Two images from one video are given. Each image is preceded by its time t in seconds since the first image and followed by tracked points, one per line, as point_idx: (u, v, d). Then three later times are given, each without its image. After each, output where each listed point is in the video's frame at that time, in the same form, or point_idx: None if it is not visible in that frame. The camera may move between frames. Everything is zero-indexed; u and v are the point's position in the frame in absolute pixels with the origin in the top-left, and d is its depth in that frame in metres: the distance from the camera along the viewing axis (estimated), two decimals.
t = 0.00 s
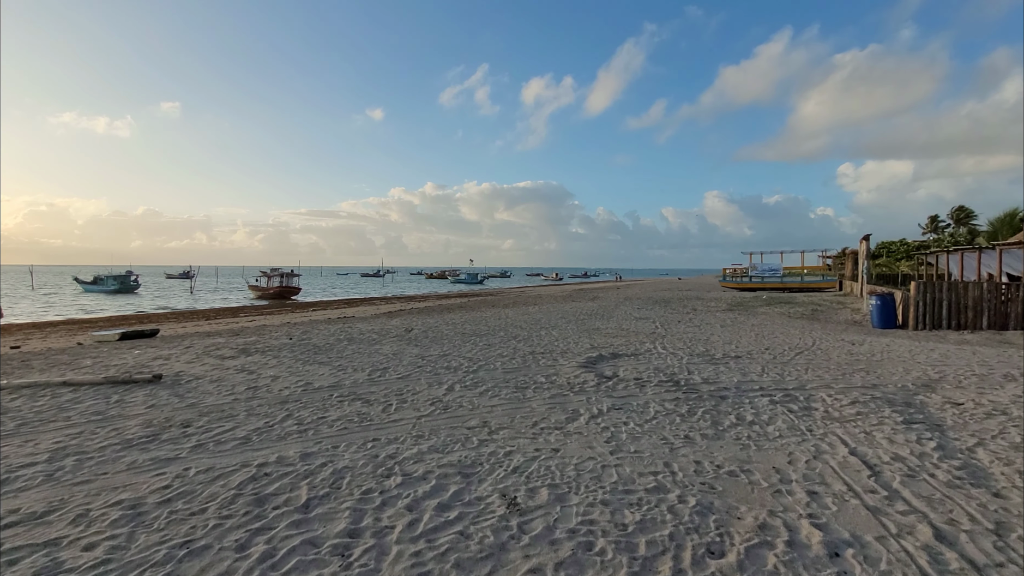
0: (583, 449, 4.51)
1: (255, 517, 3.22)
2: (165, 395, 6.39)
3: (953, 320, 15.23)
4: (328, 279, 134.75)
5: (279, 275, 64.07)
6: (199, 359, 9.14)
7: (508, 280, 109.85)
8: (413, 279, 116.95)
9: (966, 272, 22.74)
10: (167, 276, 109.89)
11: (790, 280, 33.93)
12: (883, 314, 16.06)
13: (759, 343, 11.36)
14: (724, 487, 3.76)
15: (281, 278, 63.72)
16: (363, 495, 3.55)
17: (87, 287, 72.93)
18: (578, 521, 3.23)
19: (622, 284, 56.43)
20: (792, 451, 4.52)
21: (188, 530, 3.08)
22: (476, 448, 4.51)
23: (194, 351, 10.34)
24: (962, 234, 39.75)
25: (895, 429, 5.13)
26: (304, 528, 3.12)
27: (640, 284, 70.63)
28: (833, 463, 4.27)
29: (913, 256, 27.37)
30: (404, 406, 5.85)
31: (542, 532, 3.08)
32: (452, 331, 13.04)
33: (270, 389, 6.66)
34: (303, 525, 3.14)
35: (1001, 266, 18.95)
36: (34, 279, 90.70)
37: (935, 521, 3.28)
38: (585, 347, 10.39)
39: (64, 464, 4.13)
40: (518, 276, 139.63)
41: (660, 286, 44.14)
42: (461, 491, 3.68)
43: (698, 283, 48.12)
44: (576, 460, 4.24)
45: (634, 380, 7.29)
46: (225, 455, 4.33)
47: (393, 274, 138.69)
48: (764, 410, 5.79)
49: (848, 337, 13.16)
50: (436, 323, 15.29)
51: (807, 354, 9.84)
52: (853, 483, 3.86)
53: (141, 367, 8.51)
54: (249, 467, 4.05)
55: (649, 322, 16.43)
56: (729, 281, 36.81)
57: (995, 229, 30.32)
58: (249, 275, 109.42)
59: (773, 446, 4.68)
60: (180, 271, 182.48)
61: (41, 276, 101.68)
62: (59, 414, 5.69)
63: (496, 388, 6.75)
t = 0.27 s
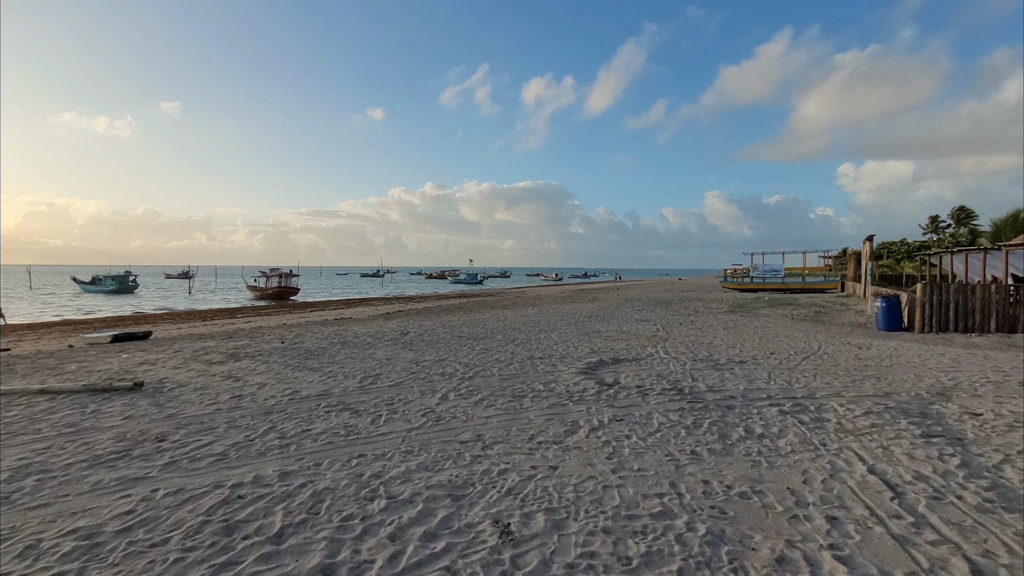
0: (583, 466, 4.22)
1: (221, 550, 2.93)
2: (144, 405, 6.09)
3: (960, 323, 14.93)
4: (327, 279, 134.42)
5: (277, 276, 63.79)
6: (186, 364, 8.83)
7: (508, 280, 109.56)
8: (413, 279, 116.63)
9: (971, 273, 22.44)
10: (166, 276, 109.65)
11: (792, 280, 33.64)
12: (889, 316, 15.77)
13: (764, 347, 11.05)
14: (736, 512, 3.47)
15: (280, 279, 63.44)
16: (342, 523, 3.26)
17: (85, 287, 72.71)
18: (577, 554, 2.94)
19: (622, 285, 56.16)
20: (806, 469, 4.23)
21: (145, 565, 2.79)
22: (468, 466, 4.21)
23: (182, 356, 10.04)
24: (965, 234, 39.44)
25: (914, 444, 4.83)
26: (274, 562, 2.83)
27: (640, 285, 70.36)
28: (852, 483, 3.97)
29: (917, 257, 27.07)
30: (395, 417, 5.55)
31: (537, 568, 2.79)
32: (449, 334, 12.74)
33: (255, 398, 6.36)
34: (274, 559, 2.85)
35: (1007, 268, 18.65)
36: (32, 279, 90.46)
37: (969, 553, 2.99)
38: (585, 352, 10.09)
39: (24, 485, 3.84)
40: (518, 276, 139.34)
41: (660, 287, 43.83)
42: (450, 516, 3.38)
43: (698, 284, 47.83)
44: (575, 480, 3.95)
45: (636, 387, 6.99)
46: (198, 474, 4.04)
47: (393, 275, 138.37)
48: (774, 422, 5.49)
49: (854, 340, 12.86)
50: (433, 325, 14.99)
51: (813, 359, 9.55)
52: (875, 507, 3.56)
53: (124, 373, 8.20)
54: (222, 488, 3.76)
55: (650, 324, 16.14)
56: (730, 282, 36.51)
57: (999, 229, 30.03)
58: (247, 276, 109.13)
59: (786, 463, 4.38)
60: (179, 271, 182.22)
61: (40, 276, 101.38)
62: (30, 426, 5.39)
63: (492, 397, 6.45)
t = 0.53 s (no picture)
0: (579, 477, 3.92)
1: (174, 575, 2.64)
2: (119, 409, 5.80)
3: (967, 323, 14.63)
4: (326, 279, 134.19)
5: (276, 275, 63.55)
6: (170, 366, 8.53)
7: (507, 280, 109.26)
8: (412, 279, 116.40)
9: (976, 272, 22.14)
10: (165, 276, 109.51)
11: (794, 280, 33.30)
12: (894, 316, 15.48)
13: (768, 348, 10.76)
14: (744, 530, 3.18)
15: (278, 279, 63.20)
16: (312, 542, 2.97)
17: (83, 287, 72.52)
18: None
19: (622, 284, 55.87)
20: (818, 480, 3.93)
21: None
22: (455, 477, 3.92)
23: (168, 356, 9.74)
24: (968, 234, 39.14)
25: (931, 451, 4.54)
26: None
27: (640, 285, 70.09)
28: (868, 496, 3.68)
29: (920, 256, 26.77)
30: (381, 422, 5.26)
31: None
32: (444, 334, 12.45)
33: (237, 401, 6.07)
34: None
35: (1013, 267, 18.36)
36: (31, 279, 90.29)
37: None
38: (584, 353, 9.80)
39: None
40: (518, 276, 139.06)
41: (661, 287, 43.54)
42: (431, 534, 3.09)
43: (699, 283, 47.54)
44: (569, 493, 3.65)
45: (636, 390, 6.70)
46: (163, 485, 3.75)
47: (393, 275, 138.13)
48: (782, 427, 5.20)
49: (859, 340, 12.56)
50: (430, 325, 14.70)
51: (819, 360, 9.26)
52: (896, 523, 3.27)
53: (105, 374, 7.91)
54: (187, 502, 3.47)
55: (651, 324, 15.84)
56: (731, 281, 36.22)
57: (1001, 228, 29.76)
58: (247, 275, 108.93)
59: (796, 473, 4.08)
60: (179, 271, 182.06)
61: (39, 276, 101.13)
62: None
63: (484, 401, 6.15)
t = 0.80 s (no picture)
0: (572, 497, 3.62)
1: None
2: (89, 418, 5.49)
3: (973, 325, 14.33)
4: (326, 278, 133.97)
5: (274, 275, 63.27)
6: (152, 370, 8.24)
7: (507, 280, 108.91)
8: (412, 279, 116.13)
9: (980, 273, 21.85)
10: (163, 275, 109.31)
11: (795, 280, 33.01)
12: (899, 318, 15.18)
13: (772, 351, 10.45)
14: (753, 561, 2.88)
15: (277, 278, 62.92)
16: None
17: (81, 286, 72.28)
18: None
19: (622, 285, 55.56)
20: (832, 501, 3.63)
21: None
22: (438, 497, 3.62)
23: (153, 360, 9.45)
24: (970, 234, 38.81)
25: (951, 467, 4.24)
26: None
27: (640, 285, 69.78)
28: (887, 519, 3.38)
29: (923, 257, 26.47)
30: (364, 434, 4.95)
31: None
32: (439, 337, 12.15)
33: (215, 410, 5.76)
34: None
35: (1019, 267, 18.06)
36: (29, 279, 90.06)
37: None
38: (581, 356, 9.49)
39: None
40: (518, 276, 138.76)
41: (661, 287, 43.24)
42: (406, 567, 2.79)
43: (699, 284, 47.21)
44: (561, 517, 3.35)
45: (635, 397, 6.40)
46: (120, 507, 3.45)
47: (392, 274, 137.87)
48: (789, 440, 4.89)
49: (864, 343, 12.26)
50: (425, 327, 14.39)
51: (825, 365, 8.96)
52: (920, 553, 2.97)
53: (83, 380, 7.61)
54: (141, 527, 3.17)
55: (651, 325, 15.53)
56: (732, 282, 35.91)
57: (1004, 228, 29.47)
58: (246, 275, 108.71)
59: (807, 492, 3.78)
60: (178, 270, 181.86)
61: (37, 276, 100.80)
62: None
63: (475, 410, 5.85)
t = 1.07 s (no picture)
0: (570, 515, 3.32)
1: None
2: (60, 424, 5.19)
3: (981, 325, 14.02)
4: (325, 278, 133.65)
5: (273, 275, 62.99)
6: (135, 373, 7.94)
7: (507, 280, 108.61)
8: (411, 279, 115.86)
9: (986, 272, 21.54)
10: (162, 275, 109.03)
11: (797, 280, 32.71)
12: (905, 319, 14.89)
13: (777, 353, 10.15)
14: None
15: (275, 278, 62.65)
16: None
17: (80, 286, 72.15)
18: None
19: (623, 284, 55.28)
20: (854, 519, 3.33)
21: None
22: (424, 515, 3.31)
23: (139, 362, 9.15)
24: (973, 233, 38.50)
25: (979, 480, 3.93)
26: None
27: (641, 285, 69.50)
28: (917, 541, 3.07)
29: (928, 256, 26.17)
30: (349, 442, 4.66)
31: None
32: (435, 338, 11.85)
33: (194, 416, 5.47)
34: None
35: None
36: (27, 279, 89.86)
37: None
38: (581, 358, 9.18)
39: None
40: (518, 275, 138.45)
41: (661, 287, 42.95)
42: None
43: (700, 283, 46.92)
44: (558, 538, 3.05)
45: (637, 402, 6.10)
46: (75, 527, 3.15)
47: (392, 274, 137.54)
48: (803, 449, 4.59)
49: (871, 344, 11.97)
50: (421, 328, 14.09)
51: (832, 367, 8.66)
52: None
53: (62, 383, 7.31)
54: (94, 552, 2.86)
55: (652, 326, 15.23)
56: (733, 282, 35.62)
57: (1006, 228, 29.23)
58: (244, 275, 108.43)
59: (826, 509, 3.48)
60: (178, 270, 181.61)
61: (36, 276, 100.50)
62: None
63: (469, 415, 5.54)
